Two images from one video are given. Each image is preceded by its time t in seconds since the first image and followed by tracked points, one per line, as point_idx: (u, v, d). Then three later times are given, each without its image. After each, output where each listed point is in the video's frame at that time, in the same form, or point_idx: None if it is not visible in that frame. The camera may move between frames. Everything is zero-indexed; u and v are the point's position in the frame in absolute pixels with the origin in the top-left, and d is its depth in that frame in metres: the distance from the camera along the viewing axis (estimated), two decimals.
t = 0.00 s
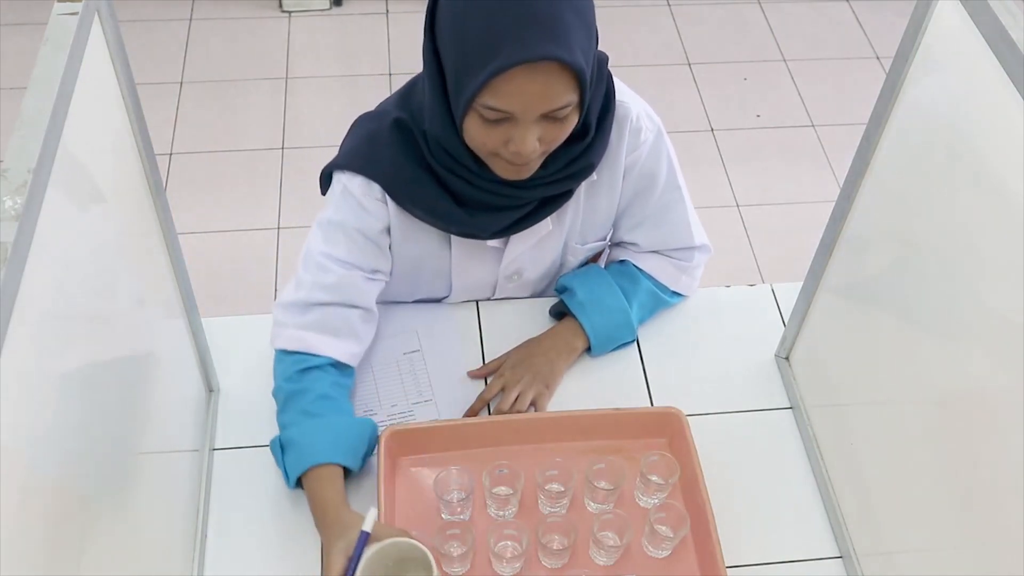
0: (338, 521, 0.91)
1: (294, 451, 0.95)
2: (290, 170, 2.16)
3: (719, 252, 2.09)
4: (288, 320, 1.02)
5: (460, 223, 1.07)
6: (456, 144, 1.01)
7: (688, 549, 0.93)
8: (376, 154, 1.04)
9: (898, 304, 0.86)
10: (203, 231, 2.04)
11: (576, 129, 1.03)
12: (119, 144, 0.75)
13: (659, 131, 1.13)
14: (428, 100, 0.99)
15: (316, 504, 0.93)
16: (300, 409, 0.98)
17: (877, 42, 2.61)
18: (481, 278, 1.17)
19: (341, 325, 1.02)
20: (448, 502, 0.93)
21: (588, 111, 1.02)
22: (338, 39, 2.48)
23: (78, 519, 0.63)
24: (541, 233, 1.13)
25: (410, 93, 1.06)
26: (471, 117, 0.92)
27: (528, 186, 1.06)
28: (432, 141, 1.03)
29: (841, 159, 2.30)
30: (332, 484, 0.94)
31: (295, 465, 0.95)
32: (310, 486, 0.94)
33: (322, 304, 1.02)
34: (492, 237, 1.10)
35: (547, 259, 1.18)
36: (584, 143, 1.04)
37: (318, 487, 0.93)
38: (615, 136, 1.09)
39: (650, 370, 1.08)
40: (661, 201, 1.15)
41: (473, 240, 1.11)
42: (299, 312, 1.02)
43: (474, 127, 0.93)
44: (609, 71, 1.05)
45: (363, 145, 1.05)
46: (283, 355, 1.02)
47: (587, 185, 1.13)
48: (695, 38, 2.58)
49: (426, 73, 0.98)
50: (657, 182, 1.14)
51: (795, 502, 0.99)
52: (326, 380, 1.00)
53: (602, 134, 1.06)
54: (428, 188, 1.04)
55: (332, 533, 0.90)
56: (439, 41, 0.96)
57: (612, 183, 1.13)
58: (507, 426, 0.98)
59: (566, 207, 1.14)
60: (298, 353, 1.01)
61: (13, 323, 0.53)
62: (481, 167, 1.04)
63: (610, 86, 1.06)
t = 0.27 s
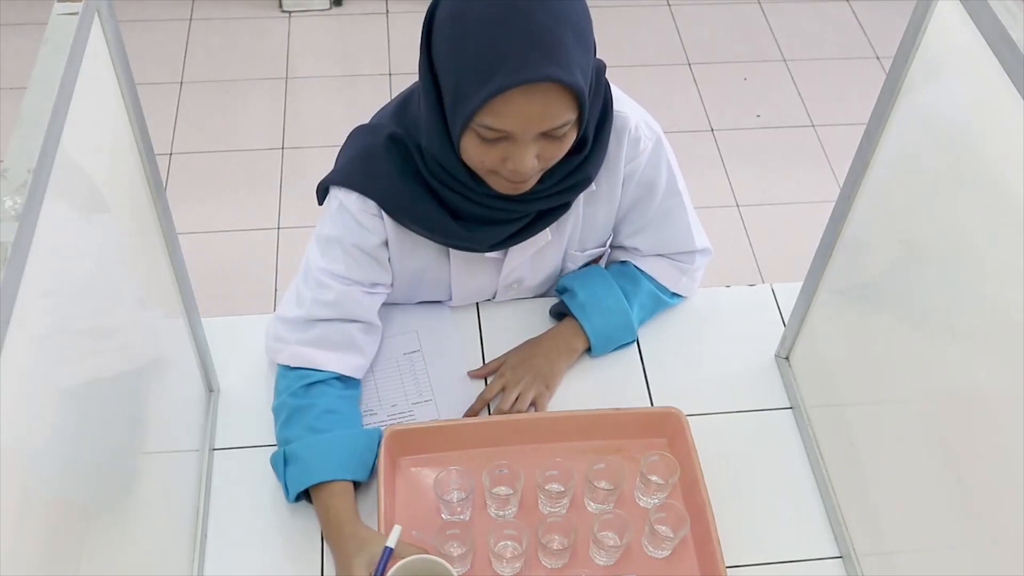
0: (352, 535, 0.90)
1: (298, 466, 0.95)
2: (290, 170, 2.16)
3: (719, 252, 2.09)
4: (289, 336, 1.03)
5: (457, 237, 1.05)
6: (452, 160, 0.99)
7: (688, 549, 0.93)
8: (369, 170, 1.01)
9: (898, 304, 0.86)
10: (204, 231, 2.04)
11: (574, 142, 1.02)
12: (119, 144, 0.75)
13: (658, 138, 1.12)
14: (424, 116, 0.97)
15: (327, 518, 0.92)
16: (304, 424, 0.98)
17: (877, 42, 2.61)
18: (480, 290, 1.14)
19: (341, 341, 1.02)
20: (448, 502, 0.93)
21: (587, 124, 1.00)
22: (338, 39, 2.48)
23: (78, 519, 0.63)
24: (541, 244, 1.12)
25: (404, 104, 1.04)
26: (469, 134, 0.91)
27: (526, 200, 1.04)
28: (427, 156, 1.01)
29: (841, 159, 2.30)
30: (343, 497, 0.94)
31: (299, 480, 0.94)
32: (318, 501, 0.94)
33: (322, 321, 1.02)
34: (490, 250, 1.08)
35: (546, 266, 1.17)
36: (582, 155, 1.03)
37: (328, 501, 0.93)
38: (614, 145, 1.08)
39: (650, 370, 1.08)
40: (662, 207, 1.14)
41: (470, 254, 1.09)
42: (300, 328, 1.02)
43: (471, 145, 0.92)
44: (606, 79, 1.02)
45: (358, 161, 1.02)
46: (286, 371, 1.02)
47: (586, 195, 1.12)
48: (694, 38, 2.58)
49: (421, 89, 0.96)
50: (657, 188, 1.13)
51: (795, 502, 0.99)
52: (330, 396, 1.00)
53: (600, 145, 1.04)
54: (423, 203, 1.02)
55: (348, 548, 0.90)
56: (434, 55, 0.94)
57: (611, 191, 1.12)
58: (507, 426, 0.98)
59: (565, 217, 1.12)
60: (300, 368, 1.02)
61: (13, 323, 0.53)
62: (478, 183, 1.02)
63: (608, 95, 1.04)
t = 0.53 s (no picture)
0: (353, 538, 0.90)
1: (298, 468, 0.95)
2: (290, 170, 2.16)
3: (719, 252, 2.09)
4: (287, 337, 1.03)
5: (453, 240, 1.05)
6: (447, 165, 0.98)
7: (688, 549, 0.93)
8: (365, 172, 1.01)
9: (898, 304, 0.86)
10: (204, 231, 2.04)
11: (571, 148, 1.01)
12: (119, 144, 0.75)
13: (657, 142, 1.11)
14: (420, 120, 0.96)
15: (327, 522, 0.92)
16: (303, 426, 0.98)
17: (877, 42, 2.61)
18: (478, 291, 1.13)
19: (339, 341, 1.02)
20: (448, 502, 0.93)
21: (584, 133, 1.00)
22: (338, 39, 2.48)
23: (78, 519, 0.63)
24: (538, 248, 1.11)
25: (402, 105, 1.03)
26: (464, 145, 0.91)
27: (523, 204, 1.04)
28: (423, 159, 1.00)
29: (841, 159, 2.30)
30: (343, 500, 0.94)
31: (299, 482, 0.94)
32: (318, 503, 0.94)
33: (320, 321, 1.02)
34: (487, 252, 1.08)
35: (545, 271, 1.16)
36: (578, 162, 1.02)
37: (328, 503, 0.93)
38: (613, 150, 1.07)
39: (650, 370, 1.08)
40: (662, 210, 1.14)
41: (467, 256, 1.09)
42: (297, 329, 1.03)
43: (467, 156, 0.92)
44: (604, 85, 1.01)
45: (354, 163, 1.02)
46: (285, 371, 1.02)
47: (584, 200, 1.12)
48: (694, 38, 2.58)
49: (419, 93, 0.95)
50: (657, 192, 1.13)
51: (795, 503, 0.99)
52: (329, 397, 1.00)
53: (597, 150, 1.03)
54: (419, 206, 1.02)
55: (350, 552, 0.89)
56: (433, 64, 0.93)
57: (610, 196, 1.12)
58: (507, 426, 0.98)
59: (564, 222, 1.12)
60: (298, 369, 1.02)
61: (13, 323, 0.53)
62: (474, 187, 1.02)
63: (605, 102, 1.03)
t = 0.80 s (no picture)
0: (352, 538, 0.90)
1: (298, 467, 0.95)
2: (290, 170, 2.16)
3: (719, 252, 2.09)
4: (287, 337, 1.03)
5: (453, 240, 1.05)
6: (446, 165, 0.98)
7: (688, 549, 0.93)
8: (366, 172, 1.01)
9: (898, 304, 0.86)
10: (203, 231, 2.04)
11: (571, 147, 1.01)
12: (119, 144, 0.75)
13: (657, 141, 1.11)
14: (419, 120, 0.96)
15: (325, 521, 0.92)
16: (303, 425, 0.98)
17: (877, 42, 2.61)
18: (479, 291, 1.13)
19: (338, 341, 1.02)
20: (448, 502, 0.93)
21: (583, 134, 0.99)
22: (338, 39, 2.48)
23: (78, 520, 0.63)
24: (538, 247, 1.11)
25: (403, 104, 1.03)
26: (463, 149, 0.92)
27: (522, 204, 1.04)
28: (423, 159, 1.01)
29: (841, 159, 2.30)
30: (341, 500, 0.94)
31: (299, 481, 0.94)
32: (315, 503, 0.94)
33: (319, 321, 1.02)
34: (486, 251, 1.08)
35: (545, 270, 1.17)
36: (576, 162, 1.02)
37: (327, 503, 0.93)
38: (613, 149, 1.07)
39: (650, 370, 1.08)
40: (662, 209, 1.14)
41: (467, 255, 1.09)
42: (297, 328, 1.03)
43: (466, 159, 0.92)
44: (604, 83, 1.01)
45: (354, 162, 1.02)
46: (284, 371, 1.02)
47: (584, 199, 1.12)
48: (694, 38, 2.58)
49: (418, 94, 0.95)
50: (657, 192, 1.13)
51: (795, 502, 0.99)
52: (329, 397, 1.00)
53: (598, 149, 1.03)
54: (418, 206, 1.02)
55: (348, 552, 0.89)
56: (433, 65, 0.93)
57: (610, 194, 1.12)
58: (507, 426, 0.98)
59: (563, 221, 1.12)
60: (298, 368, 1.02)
61: (13, 323, 0.53)
62: (473, 187, 1.02)
63: (605, 100, 1.03)
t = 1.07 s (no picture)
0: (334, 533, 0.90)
1: (286, 456, 0.95)
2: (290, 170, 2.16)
3: (719, 252, 2.09)
4: (283, 332, 1.03)
5: (452, 238, 1.05)
6: (443, 164, 0.98)
7: (688, 549, 0.93)
8: (365, 169, 1.01)
9: (898, 303, 0.86)
10: (203, 231, 2.04)
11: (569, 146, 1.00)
12: (119, 144, 0.75)
13: (656, 140, 1.11)
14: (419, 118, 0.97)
15: (306, 516, 0.92)
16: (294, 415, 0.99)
17: (877, 42, 2.61)
18: (478, 289, 1.14)
19: (335, 338, 1.02)
20: (448, 502, 0.93)
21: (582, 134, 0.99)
22: (338, 39, 2.48)
23: (78, 520, 0.63)
24: (536, 245, 1.12)
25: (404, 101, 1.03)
26: (460, 150, 0.92)
27: (520, 202, 1.04)
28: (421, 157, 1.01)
29: (841, 159, 2.30)
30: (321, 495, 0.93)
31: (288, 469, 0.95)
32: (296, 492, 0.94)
33: (317, 318, 1.02)
34: (485, 249, 1.08)
35: (544, 268, 1.17)
36: (575, 160, 1.02)
37: (308, 496, 0.93)
38: (612, 148, 1.07)
39: (650, 370, 1.08)
40: (661, 209, 1.14)
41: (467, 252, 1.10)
42: (294, 324, 1.03)
43: (464, 159, 0.92)
44: (604, 81, 1.01)
45: (355, 160, 1.02)
46: (280, 366, 1.03)
47: (583, 198, 1.12)
48: (694, 38, 2.58)
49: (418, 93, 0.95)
50: (656, 192, 1.13)
51: (795, 502, 0.99)
52: (319, 388, 1.00)
53: (595, 148, 1.03)
54: (417, 204, 1.02)
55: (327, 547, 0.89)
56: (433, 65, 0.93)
57: (608, 193, 1.12)
58: (507, 426, 0.98)
59: (563, 220, 1.12)
60: (294, 364, 1.02)
61: (13, 323, 0.53)
62: (472, 185, 1.02)
63: (604, 97, 1.02)
